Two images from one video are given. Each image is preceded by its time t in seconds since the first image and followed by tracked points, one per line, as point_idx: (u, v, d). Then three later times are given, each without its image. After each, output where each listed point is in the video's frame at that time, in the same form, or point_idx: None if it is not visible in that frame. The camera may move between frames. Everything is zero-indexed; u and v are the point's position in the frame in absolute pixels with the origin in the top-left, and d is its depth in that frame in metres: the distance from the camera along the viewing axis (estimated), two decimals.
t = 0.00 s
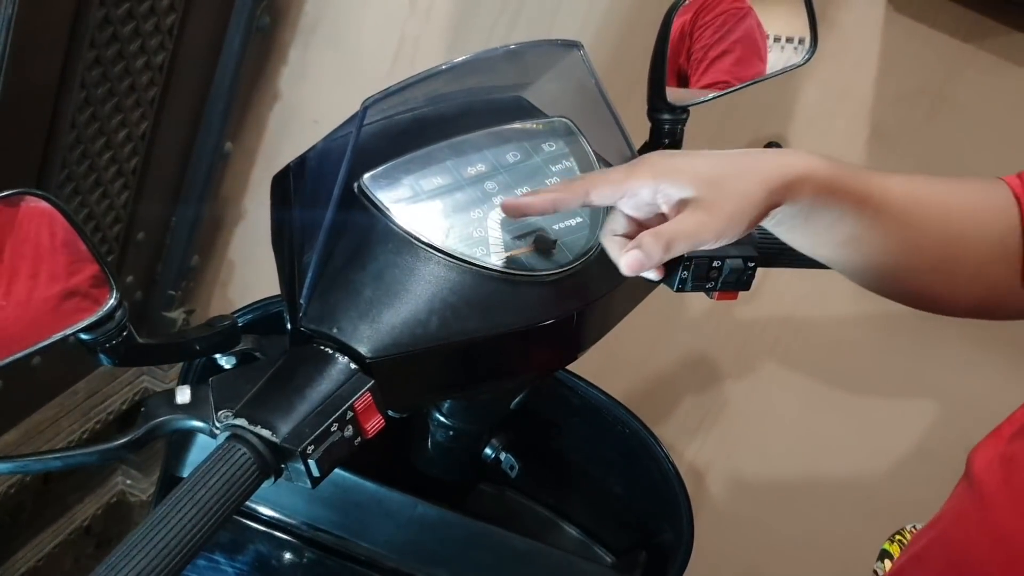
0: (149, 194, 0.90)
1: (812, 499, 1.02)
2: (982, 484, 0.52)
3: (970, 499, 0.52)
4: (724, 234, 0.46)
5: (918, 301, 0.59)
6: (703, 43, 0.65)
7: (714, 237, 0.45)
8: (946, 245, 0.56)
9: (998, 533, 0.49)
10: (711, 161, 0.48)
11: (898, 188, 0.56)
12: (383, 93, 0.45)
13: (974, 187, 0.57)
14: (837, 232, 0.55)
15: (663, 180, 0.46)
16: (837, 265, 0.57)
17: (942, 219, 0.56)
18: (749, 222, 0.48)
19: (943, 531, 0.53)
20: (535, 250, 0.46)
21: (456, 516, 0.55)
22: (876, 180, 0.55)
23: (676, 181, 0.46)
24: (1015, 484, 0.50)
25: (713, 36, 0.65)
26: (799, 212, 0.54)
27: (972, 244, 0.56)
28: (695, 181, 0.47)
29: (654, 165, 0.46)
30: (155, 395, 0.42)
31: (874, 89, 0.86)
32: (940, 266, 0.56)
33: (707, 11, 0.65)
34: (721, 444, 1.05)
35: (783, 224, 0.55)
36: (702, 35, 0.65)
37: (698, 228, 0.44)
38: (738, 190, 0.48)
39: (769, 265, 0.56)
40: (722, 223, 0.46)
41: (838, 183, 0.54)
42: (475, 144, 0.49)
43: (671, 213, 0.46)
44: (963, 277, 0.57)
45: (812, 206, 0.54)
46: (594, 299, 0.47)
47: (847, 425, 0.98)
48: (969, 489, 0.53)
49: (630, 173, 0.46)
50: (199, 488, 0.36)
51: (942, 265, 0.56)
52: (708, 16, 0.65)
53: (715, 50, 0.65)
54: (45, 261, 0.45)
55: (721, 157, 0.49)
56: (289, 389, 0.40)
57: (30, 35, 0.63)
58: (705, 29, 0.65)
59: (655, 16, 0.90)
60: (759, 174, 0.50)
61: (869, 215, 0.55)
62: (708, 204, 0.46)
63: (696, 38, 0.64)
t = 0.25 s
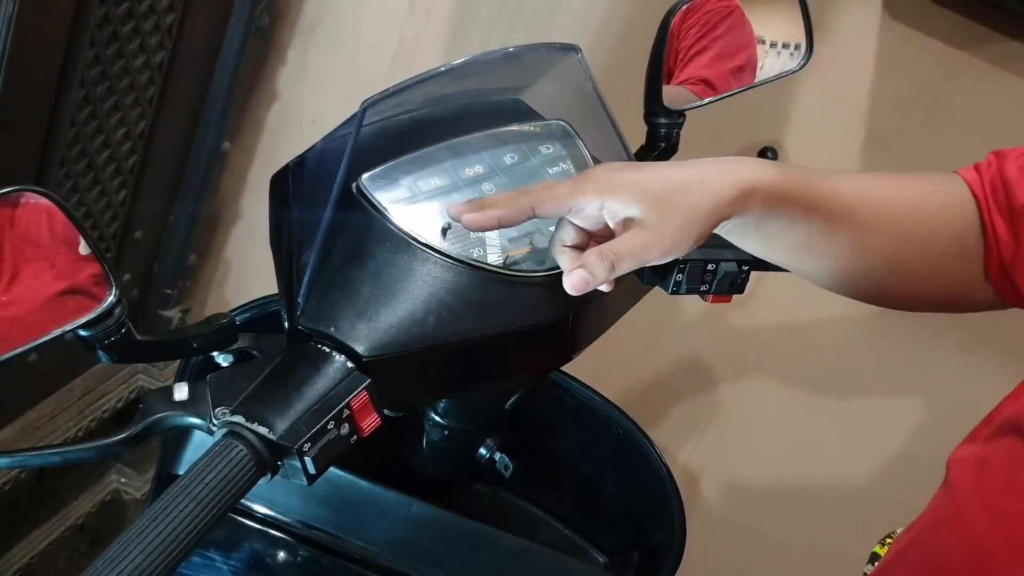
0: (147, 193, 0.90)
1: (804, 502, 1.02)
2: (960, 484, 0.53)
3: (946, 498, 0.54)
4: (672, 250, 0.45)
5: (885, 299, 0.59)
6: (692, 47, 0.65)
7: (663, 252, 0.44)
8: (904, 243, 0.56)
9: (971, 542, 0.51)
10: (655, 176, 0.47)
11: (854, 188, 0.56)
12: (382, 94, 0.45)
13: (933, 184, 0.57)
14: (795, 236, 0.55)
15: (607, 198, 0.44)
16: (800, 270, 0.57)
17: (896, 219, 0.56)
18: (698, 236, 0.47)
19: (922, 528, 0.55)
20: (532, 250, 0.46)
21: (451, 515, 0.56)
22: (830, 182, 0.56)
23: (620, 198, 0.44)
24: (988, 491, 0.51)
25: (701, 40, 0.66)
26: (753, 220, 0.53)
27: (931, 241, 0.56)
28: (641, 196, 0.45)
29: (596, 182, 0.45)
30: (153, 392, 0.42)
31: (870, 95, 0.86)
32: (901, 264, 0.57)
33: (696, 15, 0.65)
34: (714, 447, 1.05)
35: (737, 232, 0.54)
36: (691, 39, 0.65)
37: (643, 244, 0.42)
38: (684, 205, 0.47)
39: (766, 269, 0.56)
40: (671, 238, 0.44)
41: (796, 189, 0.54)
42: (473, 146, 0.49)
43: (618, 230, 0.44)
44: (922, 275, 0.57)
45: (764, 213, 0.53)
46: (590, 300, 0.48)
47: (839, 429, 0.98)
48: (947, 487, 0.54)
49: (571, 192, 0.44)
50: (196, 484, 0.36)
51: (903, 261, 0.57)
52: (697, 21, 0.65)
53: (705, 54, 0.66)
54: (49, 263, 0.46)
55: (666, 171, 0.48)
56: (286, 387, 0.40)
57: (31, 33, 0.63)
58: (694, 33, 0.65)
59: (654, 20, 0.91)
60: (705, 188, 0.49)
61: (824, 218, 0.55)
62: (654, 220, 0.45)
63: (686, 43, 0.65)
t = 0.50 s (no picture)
0: (145, 194, 0.90)
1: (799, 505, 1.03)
2: (937, 484, 0.54)
3: (923, 498, 0.55)
4: (679, 242, 0.45)
5: (880, 298, 0.59)
6: (686, 49, 0.66)
7: (671, 244, 0.45)
8: (898, 241, 0.56)
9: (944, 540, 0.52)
10: (666, 168, 0.48)
11: (849, 187, 0.56)
12: (380, 98, 0.45)
13: (925, 186, 0.58)
14: (794, 233, 0.55)
15: (616, 189, 0.45)
16: (797, 267, 0.58)
17: (891, 217, 0.56)
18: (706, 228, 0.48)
19: (901, 528, 0.56)
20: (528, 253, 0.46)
21: (446, 516, 0.56)
22: (827, 180, 0.56)
23: (630, 189, 0.45)
24: (963, 490, 0.52)
25: (696, 45, 0.66)
26: (756, 216, 0.54)
27: (924, 240, 0.56)
28: (651, 188, 0.46)
29: (606, 173, 0.46)
30: (151, 392, 0.43)
31: (865, 99, 0.87)
32: (895, 263, 0.57)
33: (693, 18, 0.65)
34: (710, 449, 1.05)
35: (740, 227, 0.55)
36: (686, 43, 0.66)
37: (651, 237, 0.43)
38: (694, 197, 0.47)
39: (759, 270, 0.57)
40: (678, 231, 0.45)
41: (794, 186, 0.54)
42: (470, 149, 0.49)
43: (627, 221, 0.45)
44: (916, 274, 0.57)
45: (769, 209, 0.54)
46: (585, 302, 0.48)
47: (834, 431, 0.99)
48: (926, 488, 0.56)
49: (582, 183, 0.45)
50: (193, 484, 0.36)
51: (897, 260, 0.57)
52: (694, 25, 0.66)
53: (699, 58, 0.66)
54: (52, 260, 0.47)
55: (677, 163, 0.49)
56: (283, 388, 0.41)
57: (31, 34, 0.63)
58: (689, 37, 0.66)
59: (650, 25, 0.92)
60: (715, 180, 0.49)
61: (822, 215, 0.55)
62: (663, 212, 0.45)
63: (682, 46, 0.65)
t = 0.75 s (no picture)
0: (144, 196, 0.90)
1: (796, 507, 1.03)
2: (924, 478, 0.62)
3: (913, 490, 0.63)
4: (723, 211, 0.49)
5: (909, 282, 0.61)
6: (688, 53, 0.66)
7: (713, 216, 0.49)
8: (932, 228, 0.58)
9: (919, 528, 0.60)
10: (710, 145, 0.52)
11: (889, 170, 0.58)
12: (378, 101, 0.46)
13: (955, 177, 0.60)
14: (831, 213, 0.57)
15: (661, 165, 0.50)
16: (834, 245, 0.59)
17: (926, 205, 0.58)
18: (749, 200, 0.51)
19: (890, 515, 0.64)
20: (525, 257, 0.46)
21: (442, 518, 0.57)
22: (871, 163, 0.58)
23: (675, 165, 0.50)
24: (939, 483, 0.60)
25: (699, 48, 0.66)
26: (800, 192, 0.56)
27: (953, 229, 0.59)
28: (695, 166, 0.50)
29: (654, 151, 0.51)
30: (149, 394, 0.43)
31: (863, 103, 0.87)
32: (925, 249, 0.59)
33: (697, 21, 0.66)
34: (706, 452, 1.06)
35: (781, 202, 0.58)
36: (688, 46, 0.66)
37: (695, 209, 0.47)
38: (737, 171, 0.51)
39: (755, 274, 0.58)
40: (720, 203, 0.49)
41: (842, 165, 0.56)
42: (468, 153, 0.50)
43: (671, 194, 0.50)
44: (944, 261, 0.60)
45: (810, 186, 0.56)
46: (583, 306, 0.48)
47: (831, 434, 0.99)
48: (916, 481, 0.63)
49: (630, 159, 0.50)
50: (191, 486, 0.37)
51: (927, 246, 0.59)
52: (697, 27, 0.66)
53: (703, 62, 0.66)
54: (47, 258, 0.46)
55: (722, 140, 0.53)
56: (281, 390, 0.41)
57: (30, 36, 0.64)
58: (692, 40, 0.66)
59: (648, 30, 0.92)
60: (763, 154, 0.53)
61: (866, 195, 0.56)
62: (706, 186, 0.49)
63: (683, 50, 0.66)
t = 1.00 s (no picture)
0: (143, 197, 0.90)
1: (795, 510, 1.03)
2: (918, 472, 0.67)
3: (909, 483, 0.67)
4: (742, 191, 0.53)
5: (924, 259, 0.67)
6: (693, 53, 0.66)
7: (732, 196, 0.52)
8: (947, 208, 0.63)
9: (908, 520, 0.65)
10: (727, 130, 0.56)
11: (907, 154, 0.63)
12: (378, 103, 0.47)
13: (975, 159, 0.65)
14: (847, 193, 0.63)
15: (679, 152, 0.54)
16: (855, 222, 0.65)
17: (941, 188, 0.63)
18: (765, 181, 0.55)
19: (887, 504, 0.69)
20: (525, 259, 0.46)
21: (441, 520, 0.56)
22: (890, 146, 0.62)
23: (692, 151, 0.54)
24: (930, 479, 0.65)
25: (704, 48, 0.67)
26: (816, 172, 0.61)
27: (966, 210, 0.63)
28: (713, 151, 0.54)
29: (673, 138, 0.55)
30: (148, 395, 0.43)
31: (862, 106, 0.87)
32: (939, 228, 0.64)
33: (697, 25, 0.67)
34: (705, 454, 1.06)
35: (800, 184, 0.63)
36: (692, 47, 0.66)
37: (713, 193, 0.50)
38: (751, 155, 0.55)
39: (755, 276, 0.58)
40: (737, 184, 0.53)
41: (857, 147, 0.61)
42: (468, 155, 0.50)
43: (689, 179, 0.54)
44: (957, 241, 0.65)
45: (824, 168, 0.60)
46: (582, 308, 0.48)
47: (830, 436, 0.99)
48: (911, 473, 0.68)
49: (649, 147, 0.54)
50: (191, 486, 0.37)
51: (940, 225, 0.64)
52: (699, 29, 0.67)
53: (709, 58, 0.66)
54: (44, 258, 0.47)
55: (738, 126, 0.57)
56: (280, 391, 0.41)
57: (30, 38, 0.64)
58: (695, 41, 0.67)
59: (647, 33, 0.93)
60: (775, 139, 0.57)
61: (881, 175, 0.62)
62: (721, 171, 0.53)
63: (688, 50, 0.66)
